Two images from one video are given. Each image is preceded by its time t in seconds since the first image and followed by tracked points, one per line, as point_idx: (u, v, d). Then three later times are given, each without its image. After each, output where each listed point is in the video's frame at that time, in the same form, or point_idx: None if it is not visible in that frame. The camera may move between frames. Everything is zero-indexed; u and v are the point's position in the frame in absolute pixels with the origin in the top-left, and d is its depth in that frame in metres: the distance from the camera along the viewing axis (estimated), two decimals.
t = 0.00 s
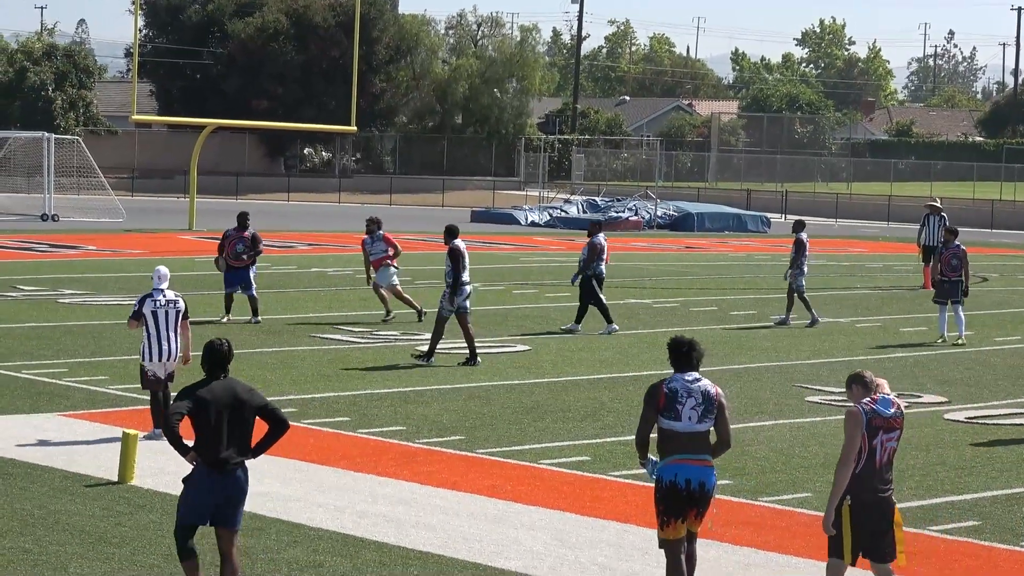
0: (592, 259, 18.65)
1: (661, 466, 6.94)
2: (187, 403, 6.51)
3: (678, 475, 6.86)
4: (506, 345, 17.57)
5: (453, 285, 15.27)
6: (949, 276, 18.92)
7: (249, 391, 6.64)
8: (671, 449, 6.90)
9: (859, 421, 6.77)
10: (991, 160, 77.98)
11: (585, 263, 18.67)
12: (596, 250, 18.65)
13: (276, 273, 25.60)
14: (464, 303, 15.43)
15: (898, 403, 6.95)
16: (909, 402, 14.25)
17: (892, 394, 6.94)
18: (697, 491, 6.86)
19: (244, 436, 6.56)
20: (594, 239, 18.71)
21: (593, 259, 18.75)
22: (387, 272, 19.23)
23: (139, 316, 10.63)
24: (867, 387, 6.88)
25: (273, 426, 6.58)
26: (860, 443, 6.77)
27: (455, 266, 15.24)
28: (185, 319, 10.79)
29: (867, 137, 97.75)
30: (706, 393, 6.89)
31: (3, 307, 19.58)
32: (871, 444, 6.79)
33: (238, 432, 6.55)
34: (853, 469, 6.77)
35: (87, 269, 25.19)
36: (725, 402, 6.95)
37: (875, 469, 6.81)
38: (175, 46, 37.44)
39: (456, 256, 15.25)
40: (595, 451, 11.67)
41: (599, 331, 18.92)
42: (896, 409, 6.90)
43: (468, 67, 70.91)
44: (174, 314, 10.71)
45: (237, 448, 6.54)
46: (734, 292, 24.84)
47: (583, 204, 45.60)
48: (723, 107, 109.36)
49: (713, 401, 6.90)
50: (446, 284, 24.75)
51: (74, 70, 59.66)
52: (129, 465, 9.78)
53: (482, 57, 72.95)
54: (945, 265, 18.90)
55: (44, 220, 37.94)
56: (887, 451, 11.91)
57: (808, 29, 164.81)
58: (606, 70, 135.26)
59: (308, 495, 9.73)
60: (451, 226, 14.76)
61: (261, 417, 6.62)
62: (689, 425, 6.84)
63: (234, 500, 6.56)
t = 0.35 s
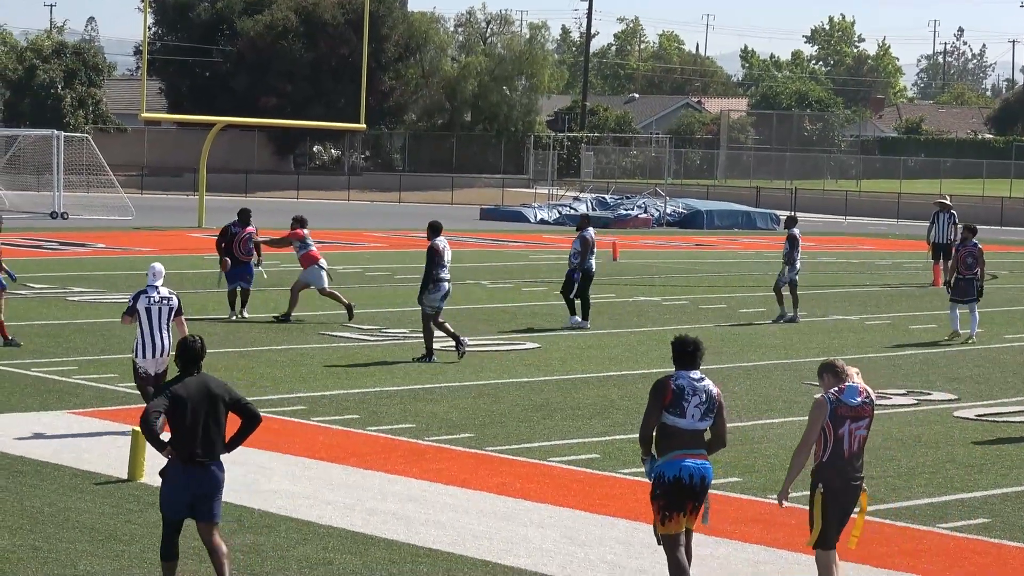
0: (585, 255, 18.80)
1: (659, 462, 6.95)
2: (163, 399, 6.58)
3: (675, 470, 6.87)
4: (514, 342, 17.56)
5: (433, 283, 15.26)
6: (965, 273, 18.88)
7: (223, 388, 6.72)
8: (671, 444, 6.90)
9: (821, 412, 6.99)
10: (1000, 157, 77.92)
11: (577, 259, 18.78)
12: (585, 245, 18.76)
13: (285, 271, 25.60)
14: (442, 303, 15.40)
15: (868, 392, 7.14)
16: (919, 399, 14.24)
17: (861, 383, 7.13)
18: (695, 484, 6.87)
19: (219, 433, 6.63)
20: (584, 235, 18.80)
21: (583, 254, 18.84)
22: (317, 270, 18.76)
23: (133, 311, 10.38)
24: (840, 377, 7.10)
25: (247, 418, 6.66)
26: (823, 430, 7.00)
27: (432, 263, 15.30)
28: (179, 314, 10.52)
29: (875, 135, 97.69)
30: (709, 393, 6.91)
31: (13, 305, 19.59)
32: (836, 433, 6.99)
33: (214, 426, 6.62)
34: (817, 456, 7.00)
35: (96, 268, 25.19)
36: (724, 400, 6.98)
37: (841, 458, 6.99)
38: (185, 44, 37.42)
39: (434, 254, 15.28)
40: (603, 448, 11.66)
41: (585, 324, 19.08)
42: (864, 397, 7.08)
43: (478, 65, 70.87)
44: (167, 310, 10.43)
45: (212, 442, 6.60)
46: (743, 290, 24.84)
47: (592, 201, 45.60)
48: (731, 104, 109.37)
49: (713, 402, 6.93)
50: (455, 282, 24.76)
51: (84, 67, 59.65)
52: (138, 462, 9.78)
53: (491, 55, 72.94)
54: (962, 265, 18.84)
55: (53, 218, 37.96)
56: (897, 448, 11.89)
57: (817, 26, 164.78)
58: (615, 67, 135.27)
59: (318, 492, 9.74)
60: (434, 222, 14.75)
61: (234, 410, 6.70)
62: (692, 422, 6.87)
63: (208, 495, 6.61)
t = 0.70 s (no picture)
0: (571, 250, 18.87)
1: (661, 449, 6.98)
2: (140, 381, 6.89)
3: (675, 459, 6.94)
4: (523, 336, 17.55)
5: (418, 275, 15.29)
6: (975, 267, 18.80)
7: (204, 373, 6.99)
8: (667, 432, 6.96)
9: (797, 397, 7.13)
10: (1008, 150, 77.87)
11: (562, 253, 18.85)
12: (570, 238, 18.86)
13: (294, 265, 25.59)
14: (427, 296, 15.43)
15: (844, 382, 7.27)
16: (927, 392, 14.24)
17: (837, 374, 7.26)
18: (691, 471, 6.95)
19: (196, 419, 6.90)
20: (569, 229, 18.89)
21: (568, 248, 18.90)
22: (235, 261, 18.73)
23: (124, 305, 10.52)
24: (816, 366, 7.26)
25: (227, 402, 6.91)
26: (798, 418, 7.14)
27: (415, 257, 15.30)
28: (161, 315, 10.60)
29: (884, 128, 97.64)
30: (709, 377, 6.98)
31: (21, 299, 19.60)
32: (809, 419, 7.13)
33: (194, 407, 6.89)
34: (793, 444, 7.15)
35: (104, 263, 25.21)
36: (723, 386, 7.05)
37: (815, 443, 7.13)
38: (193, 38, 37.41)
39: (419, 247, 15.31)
40: (612, 442, 11.66)
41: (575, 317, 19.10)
42: (840, 387, 7.20)
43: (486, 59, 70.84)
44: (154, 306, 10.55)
45: (191, 421, 6.87)
46: (752, 283, 24.84)
47: (600, 195, 45.60)
48: (740, 98, 109.30)
49: (713, 387, 7.00)
50: (464, 276, 24.75)
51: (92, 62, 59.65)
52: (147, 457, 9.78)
53: (499, 50, 72.87)
54: (973, 259, 18.77)
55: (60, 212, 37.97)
56: (906, 442, 11.88)
57: (826, 20, 164.66)
58: (623, 62, 135.14)
59: (326, 486, 9.74)
60: (417, 215, 14.81)
61: (215, 395, 6.97)
62: (694, 408, 6.92)
63: (186, 478, 6.92)
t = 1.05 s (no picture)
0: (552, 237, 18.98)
1: (651, 436, 7.16)
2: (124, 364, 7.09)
3: (662, 446, 7.11)
4: (525, 327, 17.56)
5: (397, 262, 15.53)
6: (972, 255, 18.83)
7: (186, 357, 7.19)
8: (657, 420, 7.14)
9: (771, 380, 7.21)
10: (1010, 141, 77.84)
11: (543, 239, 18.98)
12: (553, 225, 19.01)
13: (296, 255, 25.56)
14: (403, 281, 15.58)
15: (815, 365, 7.39)
16: (930, 383, 14.24)
17: (809, 357, 7.37)
18: (678, 459, 7.10)
19: (177, 403, 7.09)
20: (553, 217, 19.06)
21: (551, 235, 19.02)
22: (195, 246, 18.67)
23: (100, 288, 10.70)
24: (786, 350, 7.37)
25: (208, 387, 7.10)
26: (775, 400, 7.20)
27: (399, 244, 15.49)
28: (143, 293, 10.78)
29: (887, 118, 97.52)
30: (696, 363, 7.11)
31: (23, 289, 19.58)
32: (786, 400, 7.21)
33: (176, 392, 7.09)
34: (768, 425, 7.20)
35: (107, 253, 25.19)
36: (714, 370, 7.18)
37: (790, 424, 7.19)
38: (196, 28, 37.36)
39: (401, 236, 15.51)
40: (614, 432, 11.66)
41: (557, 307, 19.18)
42: (812, 368, 7.32)
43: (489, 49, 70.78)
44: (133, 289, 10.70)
45: (172, 405, 7.07)
46: (755, 273, 24.84)
47: (603, 186, 45.59)
48: (742, 89, 109.23)
49: (703, 372, 7.13)
50: (466, 266, 24.74)
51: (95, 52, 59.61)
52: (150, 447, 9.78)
53: (502, 40, 72.80)
54: (973, 249, 18.75)
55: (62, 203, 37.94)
56: (907, 433, 11.88)
57: (828, 12, 164.55)
58: (626, 53, 135.02)
59: (328, 476, 9.75)
60: (398, 204, 14.94)
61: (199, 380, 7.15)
62: (680, 395, 7.07)
63: (169, 460, 7.10)
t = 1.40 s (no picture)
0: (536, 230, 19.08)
1: (635, 423, 7.17)
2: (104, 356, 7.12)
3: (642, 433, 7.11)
4: (529, 319, 17.55)
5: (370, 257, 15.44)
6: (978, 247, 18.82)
7: (169, 346, 7.25)
8: (640, 407, 7.14)
9: (735, 371, 7.20)
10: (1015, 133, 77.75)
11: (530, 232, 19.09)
12: (539, 217, 19.11)
13: (299, 248, 25.55)
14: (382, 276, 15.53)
15: (780, 351, 7.33)
16: (935, 375, 14.23)
17: (772, 343, 7.33)
18: (661, 447, 7.09)
19: (164, 388, 7.15)
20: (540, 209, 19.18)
21: (537, 228, 19.12)
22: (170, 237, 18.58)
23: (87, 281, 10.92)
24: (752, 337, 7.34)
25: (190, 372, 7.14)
26: (738, 391, 7.18)
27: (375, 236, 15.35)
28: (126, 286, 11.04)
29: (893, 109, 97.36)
30: (676, 352, 7.11)
31: (27, 282, 19.57)
32: (747, 390, 7.18)
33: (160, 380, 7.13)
34: (733, 417, 7.17)
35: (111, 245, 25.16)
36: (695, 357, 7.18)
37: (756, 412, 7.18)
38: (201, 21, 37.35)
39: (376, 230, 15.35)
40: (619, 425, 11.65)
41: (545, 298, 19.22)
42: (775, 354, 7.27)
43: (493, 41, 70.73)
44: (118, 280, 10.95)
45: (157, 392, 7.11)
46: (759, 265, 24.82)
47: (607, 178, 45.57)
48: (746, 82, 109.12)
49: (682, 358, 7.12)
50: (471, 260, 24.72)
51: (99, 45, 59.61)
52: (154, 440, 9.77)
53: (506, 32, 72.73)
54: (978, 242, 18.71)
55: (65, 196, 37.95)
56: (912, 425, 11.87)
57: (833, 4, 164.26)
58: (630, 45, 134.84)
59: (333, 468, 9.73)
60: (373, 201, 14.88)
61: (180, 367, 7.19)
62: (659, 382, 7.07)
63: (158, 445, 7.15)
